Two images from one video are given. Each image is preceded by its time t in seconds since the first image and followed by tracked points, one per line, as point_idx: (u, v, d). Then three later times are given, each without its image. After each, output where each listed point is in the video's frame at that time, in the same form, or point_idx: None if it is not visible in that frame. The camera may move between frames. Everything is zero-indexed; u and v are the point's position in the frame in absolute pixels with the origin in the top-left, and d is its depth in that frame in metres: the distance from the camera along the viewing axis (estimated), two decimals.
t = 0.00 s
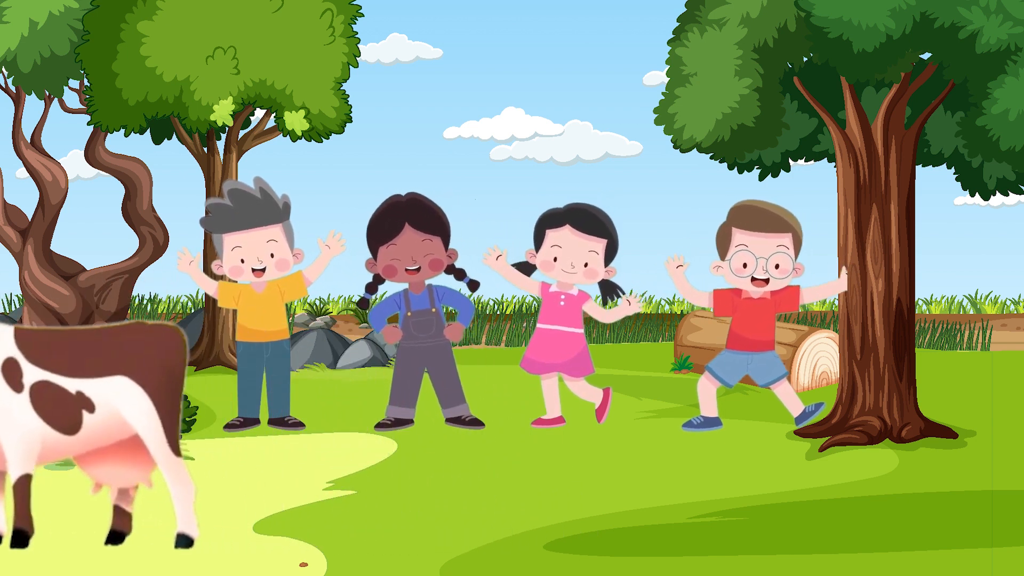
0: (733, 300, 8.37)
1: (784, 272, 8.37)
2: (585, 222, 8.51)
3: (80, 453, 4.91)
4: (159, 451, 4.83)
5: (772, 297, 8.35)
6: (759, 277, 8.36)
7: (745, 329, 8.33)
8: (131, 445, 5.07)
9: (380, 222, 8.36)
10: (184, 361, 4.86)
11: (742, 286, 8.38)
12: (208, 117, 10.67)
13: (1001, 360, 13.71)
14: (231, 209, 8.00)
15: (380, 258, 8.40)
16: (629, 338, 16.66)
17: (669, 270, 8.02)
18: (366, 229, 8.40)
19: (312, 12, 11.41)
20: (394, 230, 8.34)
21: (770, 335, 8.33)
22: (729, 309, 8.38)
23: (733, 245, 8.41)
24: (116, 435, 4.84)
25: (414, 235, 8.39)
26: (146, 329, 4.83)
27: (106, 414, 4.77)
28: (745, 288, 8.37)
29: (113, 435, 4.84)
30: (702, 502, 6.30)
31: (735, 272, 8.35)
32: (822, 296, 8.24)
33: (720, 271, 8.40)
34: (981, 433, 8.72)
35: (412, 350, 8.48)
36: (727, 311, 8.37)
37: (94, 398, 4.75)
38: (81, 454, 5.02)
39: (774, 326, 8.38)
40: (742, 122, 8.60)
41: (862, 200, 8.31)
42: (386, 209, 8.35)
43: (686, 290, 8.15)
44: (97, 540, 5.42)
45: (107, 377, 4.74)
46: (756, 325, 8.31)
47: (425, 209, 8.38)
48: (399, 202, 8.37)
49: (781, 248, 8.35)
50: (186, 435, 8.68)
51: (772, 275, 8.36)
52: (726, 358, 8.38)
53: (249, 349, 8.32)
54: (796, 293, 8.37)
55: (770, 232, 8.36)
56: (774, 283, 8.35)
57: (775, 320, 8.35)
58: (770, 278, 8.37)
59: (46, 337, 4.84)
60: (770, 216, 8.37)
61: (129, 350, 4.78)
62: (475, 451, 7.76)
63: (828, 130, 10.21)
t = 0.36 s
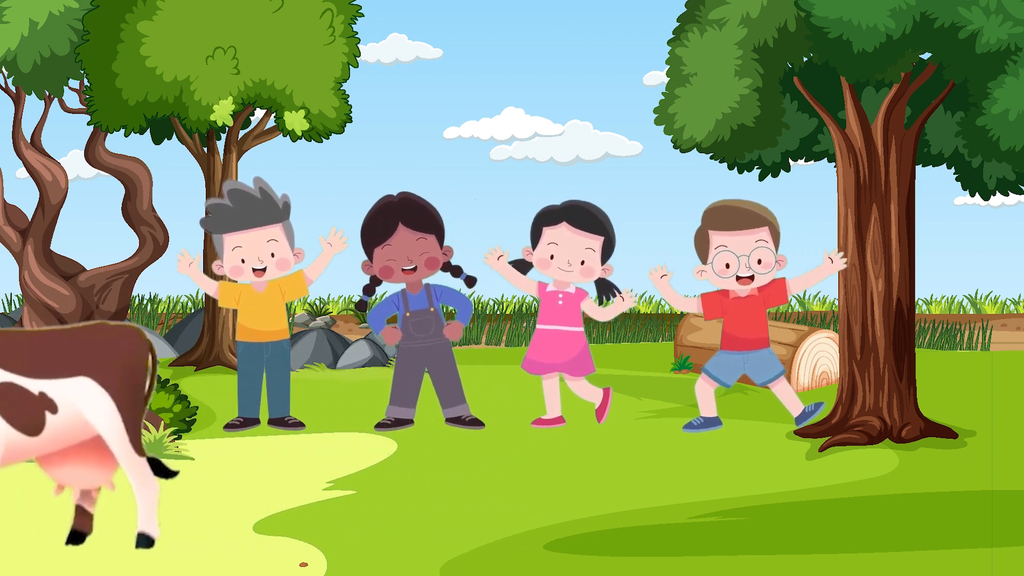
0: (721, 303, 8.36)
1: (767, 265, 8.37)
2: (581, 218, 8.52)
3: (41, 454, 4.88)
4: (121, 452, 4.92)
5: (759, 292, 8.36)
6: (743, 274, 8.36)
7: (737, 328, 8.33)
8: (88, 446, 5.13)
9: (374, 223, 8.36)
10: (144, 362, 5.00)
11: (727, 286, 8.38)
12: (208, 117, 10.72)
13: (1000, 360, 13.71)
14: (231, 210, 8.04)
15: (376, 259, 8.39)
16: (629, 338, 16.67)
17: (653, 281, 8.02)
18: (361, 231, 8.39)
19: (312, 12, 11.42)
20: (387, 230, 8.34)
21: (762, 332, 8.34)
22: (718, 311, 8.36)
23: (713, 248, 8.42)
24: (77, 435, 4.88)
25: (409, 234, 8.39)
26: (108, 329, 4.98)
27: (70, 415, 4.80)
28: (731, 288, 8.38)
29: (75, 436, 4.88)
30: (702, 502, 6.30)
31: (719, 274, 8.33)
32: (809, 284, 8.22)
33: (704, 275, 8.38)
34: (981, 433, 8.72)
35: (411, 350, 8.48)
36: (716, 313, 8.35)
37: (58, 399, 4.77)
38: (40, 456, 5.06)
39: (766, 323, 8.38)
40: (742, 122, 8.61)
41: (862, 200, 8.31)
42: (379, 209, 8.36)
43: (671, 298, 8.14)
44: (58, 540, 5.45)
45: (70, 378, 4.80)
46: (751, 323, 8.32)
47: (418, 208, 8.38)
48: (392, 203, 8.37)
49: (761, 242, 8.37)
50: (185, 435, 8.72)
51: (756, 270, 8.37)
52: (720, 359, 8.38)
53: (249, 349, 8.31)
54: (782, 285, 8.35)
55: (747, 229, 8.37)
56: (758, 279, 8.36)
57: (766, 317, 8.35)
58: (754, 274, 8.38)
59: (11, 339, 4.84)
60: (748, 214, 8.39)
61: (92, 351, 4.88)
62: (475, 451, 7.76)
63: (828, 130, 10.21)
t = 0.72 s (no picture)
0: (721, 303, 8.35)
1: (765, 265, 8.36)
2: (584, 208, 8.52)
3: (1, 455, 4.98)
4: (83, 453, 4.93)
5: (758, 293, 8.35)
6: (741, 274, 8.36)
7: (736, 328, 8.34)
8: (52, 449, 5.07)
9: (396, 218, 8.36)
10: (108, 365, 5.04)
11: (726, 287, 8.38)
12: (208, 117, 10.81)
13: (1001, 360, 13.71)
14: (231, 210, 8.05)
15: (389, 255, 8.40)
16: (629, 338, 16.67)
17: (650, 282, 8.02)
18: (381, 223, 8.40)
19: (313, 12, 11.53)
20: (404, 229, 8.34)
21: (761, 332, 8.34)
22: (718, 311, 8.36)
23: (710, 249, 8.43)
24: (38, 437, 4.97)
25: (427, 236, 8.40)
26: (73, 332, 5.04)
27: (30, 417, 4.88)
28: (730, 288, 8.38)
29: (37, 437, 4.97)
30: (702, 502, 6.30)
31: (717, 274, 8.35)
32: (808, 283, 8.23)
33: (701, 275, 8.40)
34: (981, 433, 8.72)
35: (411, 350, 8.48)
36: (716, 313, 8.35)
37: (19, 402, 4.86)
38: None
39: (767, 323, 8.38)
40: (742, 122, 8.61)
41: (862, 200, 8.31)
42: (403, 206, 8.36)
43: (670, 299, 8.15)
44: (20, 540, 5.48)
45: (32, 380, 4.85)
46: (752, 323, 8.32)
47: (441, 212, 8.40)
48: (417, 202, 8.38)
49: (758, 242, 8.36)
50: (185, 435, 8.77)
51: (754, 270, 8.35)
52: (719, 358, 8.38)
53: (248, 349, 8.30)
54: (781, 285, 8.34)
55: (744, 228, 8.37)
56: (757, 278, 8.34)
57: (765, 317, 8.34)
58: (753, 274, 8.37)
59: None
60: (743, 213, 8.38)
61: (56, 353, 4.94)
62: (475, 451, 7.76)
63: (828, 130, 10.22)
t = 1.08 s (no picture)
0: (732, 301, 8.37)
1: (783, 271, 8.38)
2: (591, 196, 8.52)
3: None
4: (42, 452, 4.82)
5: (771, 297, 8.36)
6: (758, 276, 8.37)
7: (744, 328, 8.33)
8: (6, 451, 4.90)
9: (419, 214, 8.37)
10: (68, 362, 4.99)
11: (741, 286, 8.38)
12: (208, 117, 10.83)
13: (1001, 360, 13.71)
14: (231, 209, 8.05)
15: (405, 249, 8.41)
16: (629, 338, 16.67)
17: (666, 271, 8.02)
18: (404, 216, 8.42)
19: (313, 12, 11.56)
20: (426, 228, 8.35)
21: (769, 335, 8.33)
22: (728, 309, 8.37)
23: (733, 245, 8.41)
24: None
25: (446, 238, 8.40)
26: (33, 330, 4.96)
27: None
28: (744, 288, 8.38)
29: None
30: (702, 502, 6.30)
31: (734, 272, 8.34)
32: (822, 296, 8.25)
33: (718, 271, 8.40)
34: (981, 433, 8.72)
35: (414, 350, 8.48)
36: (726, 311, 8.36)
37: None
38: None
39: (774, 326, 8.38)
40: (742, 122, 8.61)
41: (862, 200, 8.31)
42: (429, 204, 8.37)
43: (684, 290, 8.15)
44: None
45: None
46: (759, 324, 8.32)
47: (464, 217, 8.40)
48: (443, 202, 8.39)
49: (779, 248, 8.37)
50: (185, 435, 8.76)
51: (771, 274, 8.37)
52: (726, 357, 8.37)
53: (248, 349, 8.30)
54: (795, 293, 8.40)
55: (768, 232, 8.37)
56: (772, 283, 8.36)
57: (774, 320, 8.36)
58: (769, 278, 8.38)
59: None
60: (767, 215, 8.38)
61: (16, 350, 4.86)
62: (475, 451, 7.76)
63: (827, 130, 10.22)
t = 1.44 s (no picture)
0: (739, 299, 8.37)
1: (793, 274, 8.39)
2: (593, 189, 8.51)
3: None
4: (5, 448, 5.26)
5: (779, 298, 8.37)
6: (767, 277, 8.37)
7: (749, 328, 8.33)
8: None
9: (409, 215, 8.37)
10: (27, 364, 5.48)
11: (750, 286, 8.39)
12: (208, 117, 10.86)
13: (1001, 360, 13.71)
14: (231, 209, 8.05)
15: (397, 252, 8.40)
16: (629, 338, 16.67)
17: (678, 264, 8.04)
18: (393, 219, 8.42)
19: (313, 12, 11.58)
20: (418, 229, 8.35)
21: (773, 335, 8.32)
22: (734, 307, 8.38)
23: (745, 245, 8.45)
24: None
25: (437, 238, 8.40)
26: None
27: None
28: (752, 288, 8.39)
29: None
30: (701, 502, 6.30)
31: (744, 271, 8.37)
32: (829, 303, 8.33)
33: (729, 268, 8.45)
34: (981, 433, 8.72)
35: (414, 349, 8.47)
36: (732, 309, 8.38)
37: None
38: None
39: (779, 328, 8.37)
40: (742, 122, 8.61)
41: (862, 200, 8.31)
42: (418, 204, 8.38)
43: (694, 287, 8.17)
44: None
45: None
46: (762, 325, 8.31)
47: (454, 215, 8.42)
48: (432, 202, 8.40)
49: (791, 251, 8.39)
50: (185, 435, 8.76)
51: (782, 276, 8.38)
52: (730, 356, 8.36)
53: (248, 349, 8.30)
54: (802, 297, 8.42)
55: (782, 233, 8.39)
56: (781, 285, 8.37)
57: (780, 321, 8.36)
58: (778, 280, 8.39)
59: None
60: (782, 216, 8.41)
61: None
62: (475, 451, 7.76)
63: (828, 130, 10.23)
